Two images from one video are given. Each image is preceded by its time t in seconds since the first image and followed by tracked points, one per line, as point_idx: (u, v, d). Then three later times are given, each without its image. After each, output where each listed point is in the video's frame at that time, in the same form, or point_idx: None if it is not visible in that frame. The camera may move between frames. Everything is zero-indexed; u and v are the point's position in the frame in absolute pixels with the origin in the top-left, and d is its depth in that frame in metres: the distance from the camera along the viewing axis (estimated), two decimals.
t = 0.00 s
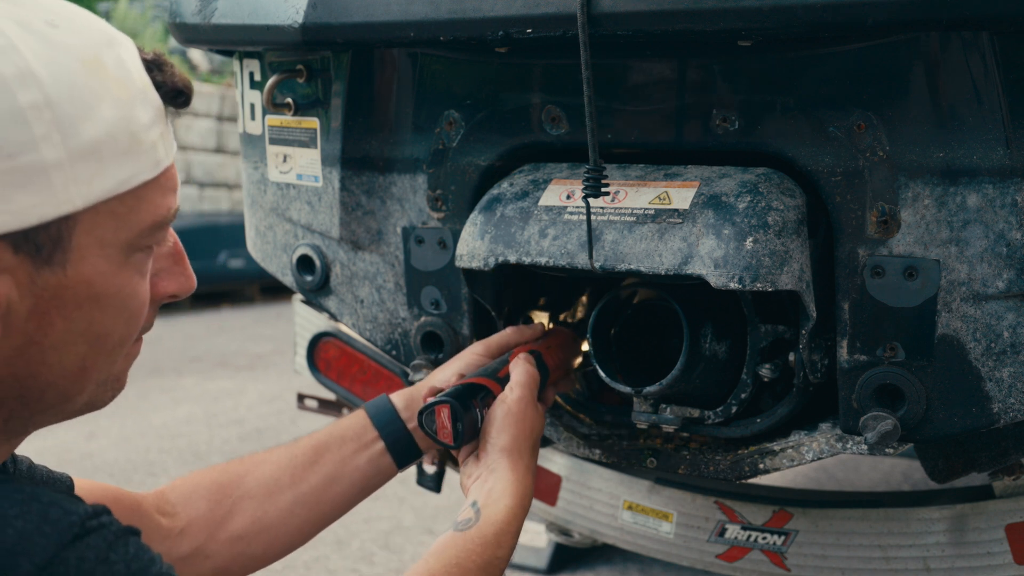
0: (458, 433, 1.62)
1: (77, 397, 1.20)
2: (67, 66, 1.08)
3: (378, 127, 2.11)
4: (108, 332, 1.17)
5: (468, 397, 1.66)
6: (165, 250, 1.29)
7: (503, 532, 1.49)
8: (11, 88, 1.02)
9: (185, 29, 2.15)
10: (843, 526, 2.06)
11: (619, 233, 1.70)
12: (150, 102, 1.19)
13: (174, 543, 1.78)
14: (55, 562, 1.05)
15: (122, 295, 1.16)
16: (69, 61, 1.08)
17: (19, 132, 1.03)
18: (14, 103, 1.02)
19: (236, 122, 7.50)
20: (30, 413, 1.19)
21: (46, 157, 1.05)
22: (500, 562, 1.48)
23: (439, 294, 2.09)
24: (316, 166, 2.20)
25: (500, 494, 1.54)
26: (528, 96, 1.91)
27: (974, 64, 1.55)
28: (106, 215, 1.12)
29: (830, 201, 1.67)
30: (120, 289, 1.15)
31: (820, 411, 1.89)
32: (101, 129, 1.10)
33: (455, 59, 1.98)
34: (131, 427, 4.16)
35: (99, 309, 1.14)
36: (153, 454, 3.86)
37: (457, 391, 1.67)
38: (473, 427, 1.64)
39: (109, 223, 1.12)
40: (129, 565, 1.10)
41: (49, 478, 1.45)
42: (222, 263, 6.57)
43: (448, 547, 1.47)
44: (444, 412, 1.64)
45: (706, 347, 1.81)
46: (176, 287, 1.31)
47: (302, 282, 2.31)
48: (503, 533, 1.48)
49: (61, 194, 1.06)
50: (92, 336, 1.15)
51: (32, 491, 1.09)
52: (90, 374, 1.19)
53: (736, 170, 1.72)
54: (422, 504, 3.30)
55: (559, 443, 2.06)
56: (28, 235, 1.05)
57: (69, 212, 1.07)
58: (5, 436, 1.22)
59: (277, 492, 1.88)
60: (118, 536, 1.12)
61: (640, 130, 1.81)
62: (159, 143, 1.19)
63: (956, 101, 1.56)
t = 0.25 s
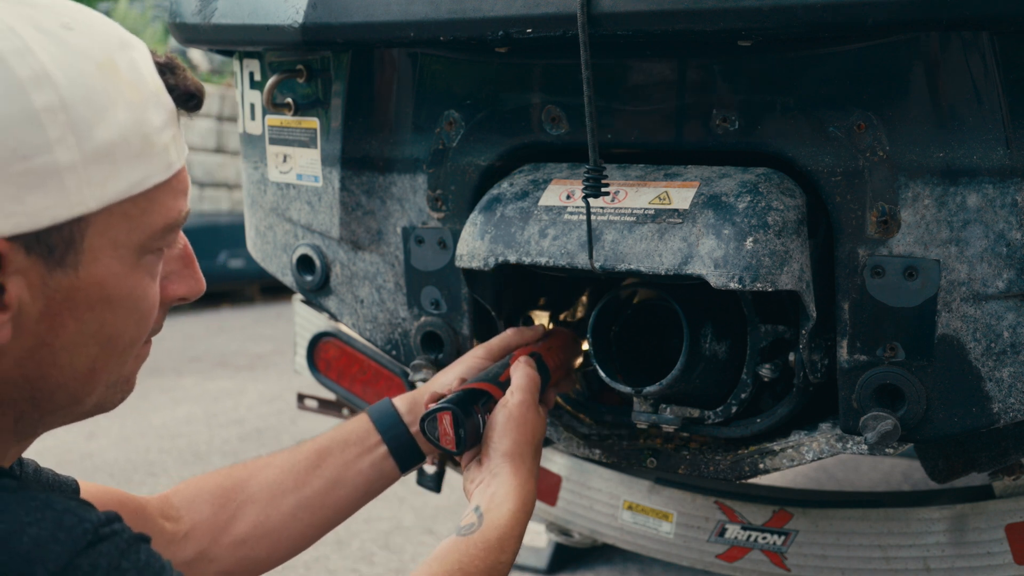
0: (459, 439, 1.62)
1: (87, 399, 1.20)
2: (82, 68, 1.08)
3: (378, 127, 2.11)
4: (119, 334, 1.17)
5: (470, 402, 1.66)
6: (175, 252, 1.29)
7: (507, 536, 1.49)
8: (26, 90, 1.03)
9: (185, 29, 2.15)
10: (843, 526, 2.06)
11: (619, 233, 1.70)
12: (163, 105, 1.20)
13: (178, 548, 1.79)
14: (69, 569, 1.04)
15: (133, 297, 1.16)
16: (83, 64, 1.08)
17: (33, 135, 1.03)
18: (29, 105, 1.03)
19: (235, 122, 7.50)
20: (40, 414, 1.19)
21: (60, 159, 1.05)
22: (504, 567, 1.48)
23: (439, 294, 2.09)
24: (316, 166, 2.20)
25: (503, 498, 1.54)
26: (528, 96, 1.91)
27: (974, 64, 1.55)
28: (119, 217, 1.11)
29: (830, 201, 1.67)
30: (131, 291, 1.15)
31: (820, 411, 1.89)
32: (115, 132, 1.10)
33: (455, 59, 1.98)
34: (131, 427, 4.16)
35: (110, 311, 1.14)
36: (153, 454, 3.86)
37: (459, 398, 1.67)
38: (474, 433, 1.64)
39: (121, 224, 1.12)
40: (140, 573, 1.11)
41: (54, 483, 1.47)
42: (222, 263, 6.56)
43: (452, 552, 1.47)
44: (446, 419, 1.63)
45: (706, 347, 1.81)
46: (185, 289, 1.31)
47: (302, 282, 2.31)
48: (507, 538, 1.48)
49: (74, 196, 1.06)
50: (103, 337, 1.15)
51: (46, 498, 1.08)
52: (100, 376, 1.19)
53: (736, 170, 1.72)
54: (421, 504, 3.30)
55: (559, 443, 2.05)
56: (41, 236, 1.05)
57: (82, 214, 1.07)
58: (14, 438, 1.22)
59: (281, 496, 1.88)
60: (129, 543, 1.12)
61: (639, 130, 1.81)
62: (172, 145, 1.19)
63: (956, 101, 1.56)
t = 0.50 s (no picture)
0: (457, 439, 1.62)
1: (85, 399, 1.20)
2: (81, 69, 1.08)
3: (378, 127, 2.11)
4: (118, 335, 1.17)
5: (467, 403, 1.66)
6: (174, 253, 1.29)
7: (502, 536, 1.49)
8: (24, 90, 1.03)
9: (185, 29, 2.15)
10: (843, 526, 2.06)
11: (619, 233, 1.70)
12: (163, 105, 1.20)
13: (176, 548, 1.79)
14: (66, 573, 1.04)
15: (132, 298, 1.15)
16: (83, 65, 1.09)
17: (32, 135, 1.03)
18: (28, 105, 1.03)
19: (236, 122, 7.50)
20: (38, 414, 1.19)
21: (59, 159, 1.05)
22: (500, 567, 1.48)
23: (439, 294, 2.09)
24: (316, 166, 2.20)
25: (498, 498, 1.54)
26: (528, 96, 1.91)
27: (974, 64, 1.55)
28: (118, 217, 1.11)
29: (830, 201, 1.67)
30: (130, 292, 1.15)
31: (820, 411, 1.89)
32: (114, 132, 1.10)
33: (455, 59, 1.98)
34: (131, 427, 4.16)
35: (109, 311, 1.14)
36: (153, 454, 3.86)
37: (455, 398, 1.66)
38: (472, 434, 1.64)
39: (120, 225, 1.12)
40: None
41: (53, 483, 1.48)
42: (222, 263, 6.56)
43: (448, 551, 1.47)
44: (443, 420, 1.63)
45: (706, 347, 1.81)
46: (185, 290, 1.31)
47: (302, 282, 2.31)
48: (502, 538, 1.49)
49: (73, 196, 1.06)
50: (102, 338, 1.15)
51: (43, 501, 1.08)
52: (99, 377, 1.19)
53: (736, 170, 1.72)
54: (421, 504, 3.30)
55: (559, 443, 2.05)
56: (40, 236, 1.05)
57: (81, 214, 1.07)
58: (12, 438, 1.22)
59: (280, 496, 1.88)
60: (126, 547, 1.12)
61: (639, 130, 1.81)
62: (172, 146, 1.19)
63: (956, 101, 1.56)
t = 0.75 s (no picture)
0: (460, 440, 1.62)
1: (85, 399, 1.20)
2: (79, 69, 1.08)
3: (378, 127, 2.11)
4: (117, 334, 1.17)
5: (470, 403, 1.66)
6: (174, 252, 1.29)
7: (504, 536, 1.49)
8: (22, 91, 1.03)
9: (185, 29, 2.15)
10: (843, 526, 2.06)
11: (619, 233, 1.70)
12: (162, 104, 1.19)
13: (176, 547, 1.78)
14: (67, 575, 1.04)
15: (131, 297, 1.15)
16: (81, 64, 1.09)
17: (30, 135, 1.03)
18: (25, 106, 1.03)
19: (235, 122, 7.50)
20: (38, 414, 1.19)
21: (56, 159, 1.05)
22: (502, 567, 1.48)
23: (439, 294, 2.09)
24: (316, 166, 2.20)
25: (501, 498, 1.54)
26: (528, 96, 1.91)
27: (974, 64, 1.55)
28: (116, 216, 1.11)
29: (830, 201, 1.67)
30: (129, 292, 1.15)
31: (820, 411, 1.89)
32: (111, 132, 1.10)
33: (455, 59, 1.98)
34: (131, 427, 4.16)
35: (108, 311, 1.14)
36: (153, 454, 3.86)
37: (458, 399, 1.66)
38: (474, 434, 1.64)
39: (119, 224, 1.12)
40: None
41: (53, 482, 1.48)
42: (222, 263, 6.56)
43: (450, 551, 1.46)
44: (446, 420, 1.63)
45: (706, 347, 1.81)
46: (184, 290, 1.31)
47: (302, 282, 2.31)
48: (504, 538, 1.48)
49: (70, 196, 1.06)
50: (101, 337, 1.15)
51: (44, 503, 1.08)
52: (98, 376, 1.19)
53: (736, 170, 1.72)
54: (422, 504, 3.30)
55: (560, 443, 2.05)
56: (38, 236, 1.05)
57: (79, 214, 1.07)
58: (12, 439, 1.22)
59: (281, 495, 1.88)
60: (127, 549, 1.12)
61: (640, 130, 1.81)
62: (171, 145, 1.19)
63: (956, 101, 1.56)
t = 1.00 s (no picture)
0: (459, 441, 1.62)
1: (88, 402, 1.20)
2: (87, 72, 1.08)
3: (378, 127, 2.11)
4: (121, 337, 1.17)
5: (469, 405, 1.66)
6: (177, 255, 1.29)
7: (504, 537, 1.48)
8: (30, 94, 1.02)
9: (185, 29, 2.15)
10: (843, 526, 2.06)
11: (619, 233, 1.70)
12: (169, 108, 1.19)
13: (176, 546, 1.78)
14: None
15: (136, 301, 1.16)
16: (89, 68, 1.08)
17: (38, 139, 1.03)
18: (34, 109, 1.02)
19: (235, 122, 7.50)
20: (41, 417, 1.19)
21: (64, 163, 1.04)
22: (502, 567, 1.48)
23: (439, 294, 2.09)
24: (316, 167, 2.20)
25: (499, 499, 1.54)
26: (528, 96, 1.91)
27: (974, 64, 1.55)
28: (122, 221, 1.11)
29: (830, 201, 1.67)
30: (134, 295, 1.15)
31: (820, 411, 1.89)
32: (119, 135, 1.10)
33: (455, 59, 1.98)
34: (131, 427, 4.16)
35: (112, 314, 1.14)
36: (153, 454, 3.86)
37: (457, 401, 1.66)
38: (474, 435, 1.64)
39: (124, 228, 1.12)
40: None
41: (53, 482, 1.48)
42: (222, 263, 6.56)
43: (450, 552, 1.46)
44: (444, 422, 1.64)
45: (706, 347, 1.81)
46: (187, 292, 1.31)
47: (302, 283, 2.31)
48: (503, 539, 1.48)
49: (78, 200, 1.06)
50: (105, 341, 1.15)
51: (47, 507, 1.08)
52: (101, 379, 1.19)
53: (736, 170, 1.72)
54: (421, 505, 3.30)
55: (559, 443, 2.05)
56: (44, 241, 1.05)
57: (86, 218, 1.07)
58: (15, 442, 1.22)
59: (281, 495, 1.87)
60: (130, 552, 1.12)
61: (639, 130, 1.81)
62: (177, 149, 1.19)
63: (956, 101, 1.56)
